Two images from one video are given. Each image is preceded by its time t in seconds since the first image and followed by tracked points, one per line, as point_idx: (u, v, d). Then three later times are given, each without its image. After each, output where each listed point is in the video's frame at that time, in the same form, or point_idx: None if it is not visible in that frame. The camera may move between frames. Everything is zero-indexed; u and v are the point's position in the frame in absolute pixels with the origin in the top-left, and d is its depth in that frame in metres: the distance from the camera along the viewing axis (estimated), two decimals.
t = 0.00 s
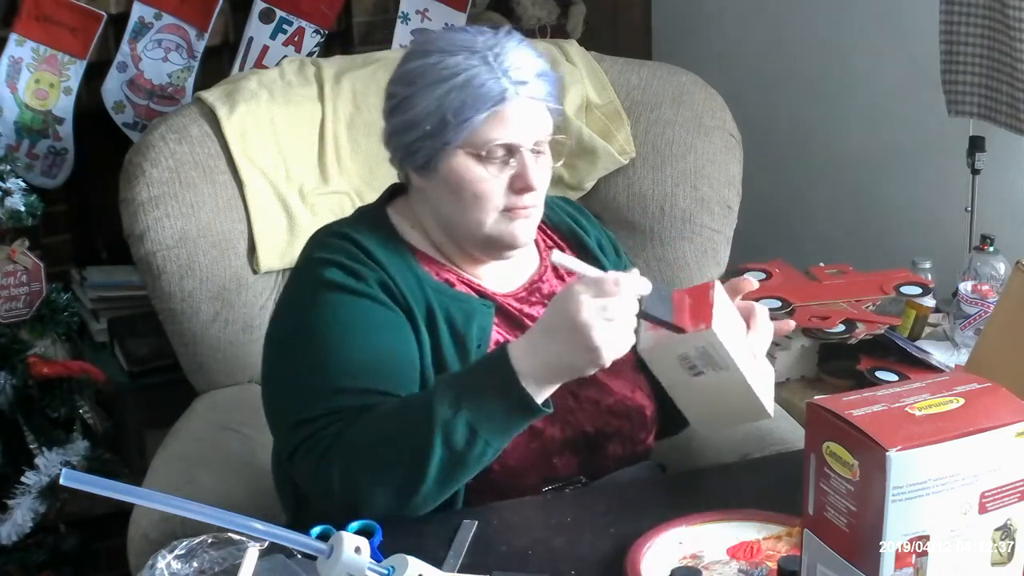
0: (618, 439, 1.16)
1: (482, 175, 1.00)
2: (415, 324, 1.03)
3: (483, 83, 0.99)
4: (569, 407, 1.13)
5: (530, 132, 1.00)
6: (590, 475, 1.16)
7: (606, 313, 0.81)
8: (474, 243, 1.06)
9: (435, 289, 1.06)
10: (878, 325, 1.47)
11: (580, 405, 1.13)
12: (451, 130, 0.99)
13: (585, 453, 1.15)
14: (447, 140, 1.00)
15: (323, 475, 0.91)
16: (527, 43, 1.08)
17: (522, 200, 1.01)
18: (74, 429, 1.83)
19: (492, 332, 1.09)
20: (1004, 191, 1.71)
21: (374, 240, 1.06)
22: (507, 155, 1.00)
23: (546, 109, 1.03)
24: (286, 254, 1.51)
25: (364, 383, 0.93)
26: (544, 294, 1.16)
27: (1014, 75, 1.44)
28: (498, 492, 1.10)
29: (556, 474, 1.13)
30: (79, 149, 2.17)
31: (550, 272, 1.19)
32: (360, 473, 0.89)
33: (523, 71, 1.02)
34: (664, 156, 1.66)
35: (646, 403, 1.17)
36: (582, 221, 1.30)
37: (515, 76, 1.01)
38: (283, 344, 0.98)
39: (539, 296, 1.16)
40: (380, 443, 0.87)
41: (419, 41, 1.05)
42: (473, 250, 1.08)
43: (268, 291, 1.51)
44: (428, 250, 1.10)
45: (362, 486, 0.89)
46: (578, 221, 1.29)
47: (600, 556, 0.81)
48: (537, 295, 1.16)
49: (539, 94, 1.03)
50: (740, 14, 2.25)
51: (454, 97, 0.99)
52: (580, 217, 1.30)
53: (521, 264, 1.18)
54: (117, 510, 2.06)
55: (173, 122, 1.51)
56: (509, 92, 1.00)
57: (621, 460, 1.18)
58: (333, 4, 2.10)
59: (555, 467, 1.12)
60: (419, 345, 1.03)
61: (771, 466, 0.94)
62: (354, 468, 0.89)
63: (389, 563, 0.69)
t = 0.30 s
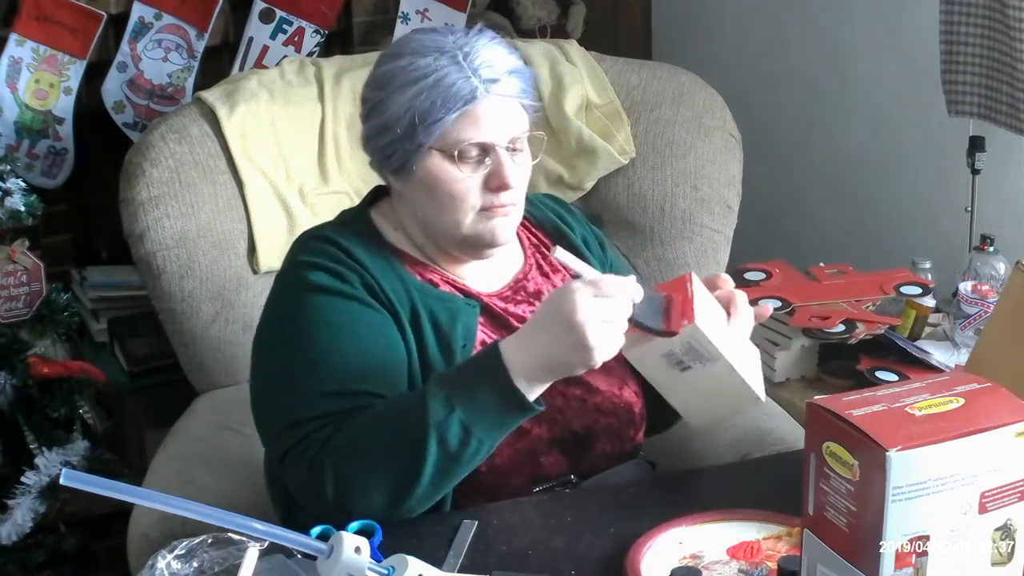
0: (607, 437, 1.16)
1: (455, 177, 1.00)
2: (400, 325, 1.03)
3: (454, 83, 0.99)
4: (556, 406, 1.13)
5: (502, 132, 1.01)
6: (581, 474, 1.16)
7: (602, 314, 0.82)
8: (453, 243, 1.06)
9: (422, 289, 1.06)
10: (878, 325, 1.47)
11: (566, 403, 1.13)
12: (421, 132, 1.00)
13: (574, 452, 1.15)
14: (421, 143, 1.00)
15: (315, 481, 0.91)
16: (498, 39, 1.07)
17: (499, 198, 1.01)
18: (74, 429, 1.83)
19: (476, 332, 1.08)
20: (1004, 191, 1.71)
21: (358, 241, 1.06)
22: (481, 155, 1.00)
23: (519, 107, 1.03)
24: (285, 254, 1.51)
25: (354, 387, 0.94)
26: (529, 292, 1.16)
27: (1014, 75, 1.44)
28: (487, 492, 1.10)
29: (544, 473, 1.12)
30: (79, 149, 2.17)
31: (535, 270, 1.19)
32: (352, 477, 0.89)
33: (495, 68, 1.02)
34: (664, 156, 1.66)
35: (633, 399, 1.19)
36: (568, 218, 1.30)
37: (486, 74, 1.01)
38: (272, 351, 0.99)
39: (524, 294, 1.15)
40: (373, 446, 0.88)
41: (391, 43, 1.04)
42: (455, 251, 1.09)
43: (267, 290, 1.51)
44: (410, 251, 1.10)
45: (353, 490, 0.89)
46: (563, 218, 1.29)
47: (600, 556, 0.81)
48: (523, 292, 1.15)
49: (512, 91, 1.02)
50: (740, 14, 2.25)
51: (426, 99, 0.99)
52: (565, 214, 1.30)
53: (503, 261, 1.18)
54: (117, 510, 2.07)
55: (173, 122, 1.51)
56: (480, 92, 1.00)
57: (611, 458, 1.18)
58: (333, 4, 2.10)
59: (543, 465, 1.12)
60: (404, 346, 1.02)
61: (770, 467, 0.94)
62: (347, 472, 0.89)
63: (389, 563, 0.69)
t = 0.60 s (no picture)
0: (605, 437, 1.17)
1: (452, 178, 1.00)
2: (391, 331, 1.03)
3: (451, 84, 0.99)
4: (554, 407, 1.13)
5: (498, 132, 1.01)
6: (581, 473, 1.16)
7: (573, 320, 0.82)
8: (450, 244, 1.06)
9: (414, 294, 1.06)
10: (878, 325, 1.47)
11: (565, 405, 1.13)
12: (418, 133, 1.00)
13: (572, 453, 1.15)
14: (418, 145, 1.00)
15: (296, 488, 0.93)
16: (493, 39, 1.07)
17: (497, 199, 1.01)
18: (74, 429, 1.83)
19: (473, 337, 1.08)
20: (1004, 191, 1.71)
21: (352, 244, 1.06)
22: (479, 155, 1.00)
23: (515, 108, 1.03)
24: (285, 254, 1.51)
25: (339, 396, 0.94)
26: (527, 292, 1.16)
27: (1014, 75, 1.44)
28: (486, 495, 1.10)
29: (543, 475, 1.12)
30: (79, 149, 2.17)
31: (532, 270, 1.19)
32: (331, 486, 0.90)
33: (491, 69, 1.02)
34: (664, 156, 1.66)
35: (631, 399, 1.19)
36: (565, 218, 1.30)
37: (483, 74, 1.01)
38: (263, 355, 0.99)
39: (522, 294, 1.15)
40: (352, 456, 0.88)
41: (387, 44, 1.04)
42: (452, 252, 1.09)
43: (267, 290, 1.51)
44: (407, 253, 1.10)
45: (333, 499, 0.90)
46: (561, 218, 1.29)
47: (600, 556, 0.81)
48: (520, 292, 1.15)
49: (509, 91, 1.02)
50: (740, 14, 2.25)
51: (422, 100, 0.99)
52: (563, 214, 1.30)
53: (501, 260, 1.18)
54: (117, 510, 2.07)
55: (173, 122, 1.51)
56: (477, 92, 1.00)
57: (609, 458, 1.18)
58: (333, 4, 2.10)
59: (542, 467, 1.12)
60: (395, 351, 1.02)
61: (770, 467, 0.94)
62: (324, 481, 0.90)
63: (389, 563, 0.69)
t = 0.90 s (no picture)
0: (608, 433, 1.17)
1: (453, 174, 1.00)
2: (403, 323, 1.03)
3: (449, 82, 0.99)
4: (557, 404, 1.13)
5: (497, 129, 1.01)
6: (584, 471, 1.16)
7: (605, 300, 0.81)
8: (452, 241, 1.06)
9: (424, 289, 1.06)
10: (878, 325, 1.47)
11: (567, 402, 1.14)
12: (418, 130, 1.00)
13: (576, 450, 1.15)
14: (417, 142, 1.00)
15: (323, 479, 0.92)
16: (492, 36, 1.07)
17: (498, 194, 1.01)
18: (75, 429, 1.83)
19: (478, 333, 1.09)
20: (1004, 191, 1.71)
21: (357, 239, 1.06)
22: (478, 151, 1.00)
23: (513, 105, 1.03)
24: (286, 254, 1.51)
25: (360, 385, 0.93)
26: (528, 290, 1.17)
27: (1014, 75, 1.44)
28: (491, 491, 1.10)
29: (547, 471, 1.12)
30: (79, 149, 2.17)
31: (533, 269, 1.19)
32: (357, 476, 0.89)
33: (489, 66, 1.02)
34: (664, 156, 1.66)
35: (632, 396, 1.19)
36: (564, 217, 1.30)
37: (481, 72, 1.01)
38: (272, 352, 0.99)
39: (523, 292, 1.16)
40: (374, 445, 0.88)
41: (386, 42, 1.04)
42: (453, 250, 1.09)
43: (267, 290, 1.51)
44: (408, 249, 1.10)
45: (358, 490, 0.89)
46: (560, 217, 1.30)
47: (599, 556, 0.81)
48: (521, 291, 1.16)
49: (506, 88, 1.03)
50: (740, 14, 2.25)
51: (422, 98, 0.99)
52: (562, 214, 1.31)
53: (503, 257, 1.18)
54: (117, 510, 2.07)
55: (173, 122, 1.51)
56: (475, 90, 1.00)
57: (612, 455, 1.18)
58: (333, 4, 2.10)
59: (546, 463, 1.12)
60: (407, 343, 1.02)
61: (770, 467, 0.94)
62: (349, 471, 0.89)
63: (389, 562, 0.69)
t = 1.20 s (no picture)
0: (610, 433, 1.17)
1: (461, 174, 1.00)
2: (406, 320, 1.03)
3: (459, 82, 0.99)
4: (560, 403, 1.13)
5: (506, 130, 1.01)
6: (586, 471, 1.16)
7: (598, 281, 0.83)
8: (456, 241, 1.06)
9: (426, 287, 1.06)
10: (878, 325, 1.47)
11: (570, 401, 1.14)
12: (427, 129, 0.99)
13: (579, 449, 1.15)
14: (426, 141, 1.00)
15: (322, 483, 0.92)
16: (500, 38, 1.07)
17: (503, 195, 1.01)
18: (75, 429, 1.83)
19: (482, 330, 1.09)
20: (1004, 191, 1.71)
21: (360, 237, 1.07)
22: (486, 153, 1.01)
23: (520, 107, 1.03)
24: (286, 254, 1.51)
25: (364, 384, 0.94)
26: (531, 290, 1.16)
27: (1014, 76, 1.44)
28: (493, 490, 1.10)
29: (550, 470, 1.12)
30: (79, 149, 2.17)
31: (537, 269, 1.19)
32: (359, 475, 0.89)
33: (498, 68, 1.02)
34: (664, 156, 1.66)
35: (635, 397, 1.19)
36: (568, 218, 1.31)
37: (491, 73, 1.01)
38: (275, 350, 0.99)
39: (527, 292, 1.16)
40: (377, 444, 0.88)
41: (396, 41, 1.04)
42: (457, 250, 1.09)
43: (268, 289, 1.51)
44: (413, 249, 1.10)
45: (361, 489, 0.89)
46: (564, 218, 1.30)
47: (599, 556, 0.81)
48: (524, 291, 1.16)
49: (514, 90, 1.03)
50: (740, 14, 2.25)
51: (432, 97, 0.99)
52: (564, 214, 1.30)
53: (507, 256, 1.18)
54: (117, 510, 2.07)
55: (172, 122, 1.51)
56: (485, 90, 1.00)
57: (614, 455, 1.18)
58: (333, 4, 2.10)
59: (549, 462, 1.12)
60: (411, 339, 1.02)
61: (770, 467, 0.94)
62: (352, 472, 0.89)
63: (389, 562, 0.69)
